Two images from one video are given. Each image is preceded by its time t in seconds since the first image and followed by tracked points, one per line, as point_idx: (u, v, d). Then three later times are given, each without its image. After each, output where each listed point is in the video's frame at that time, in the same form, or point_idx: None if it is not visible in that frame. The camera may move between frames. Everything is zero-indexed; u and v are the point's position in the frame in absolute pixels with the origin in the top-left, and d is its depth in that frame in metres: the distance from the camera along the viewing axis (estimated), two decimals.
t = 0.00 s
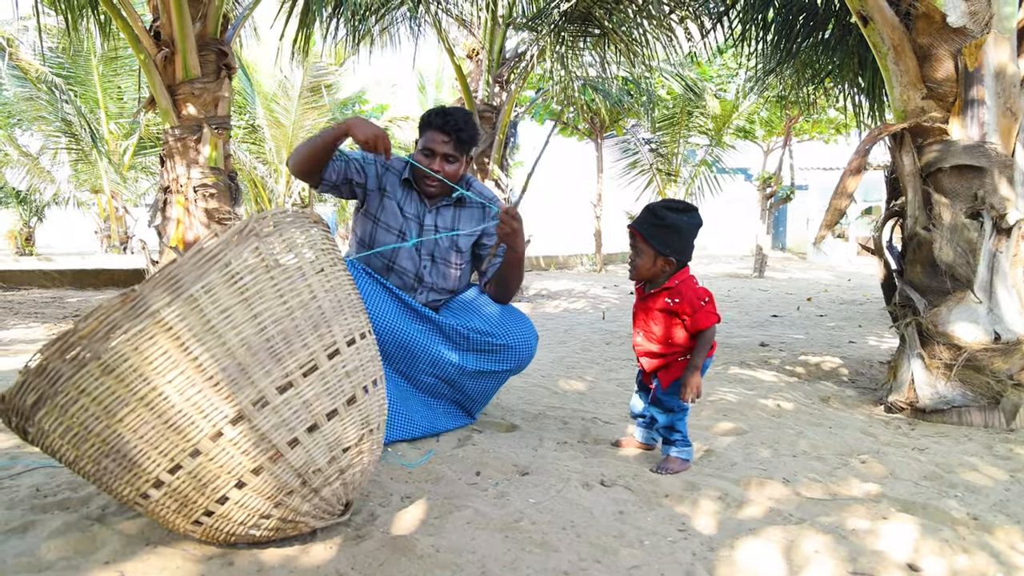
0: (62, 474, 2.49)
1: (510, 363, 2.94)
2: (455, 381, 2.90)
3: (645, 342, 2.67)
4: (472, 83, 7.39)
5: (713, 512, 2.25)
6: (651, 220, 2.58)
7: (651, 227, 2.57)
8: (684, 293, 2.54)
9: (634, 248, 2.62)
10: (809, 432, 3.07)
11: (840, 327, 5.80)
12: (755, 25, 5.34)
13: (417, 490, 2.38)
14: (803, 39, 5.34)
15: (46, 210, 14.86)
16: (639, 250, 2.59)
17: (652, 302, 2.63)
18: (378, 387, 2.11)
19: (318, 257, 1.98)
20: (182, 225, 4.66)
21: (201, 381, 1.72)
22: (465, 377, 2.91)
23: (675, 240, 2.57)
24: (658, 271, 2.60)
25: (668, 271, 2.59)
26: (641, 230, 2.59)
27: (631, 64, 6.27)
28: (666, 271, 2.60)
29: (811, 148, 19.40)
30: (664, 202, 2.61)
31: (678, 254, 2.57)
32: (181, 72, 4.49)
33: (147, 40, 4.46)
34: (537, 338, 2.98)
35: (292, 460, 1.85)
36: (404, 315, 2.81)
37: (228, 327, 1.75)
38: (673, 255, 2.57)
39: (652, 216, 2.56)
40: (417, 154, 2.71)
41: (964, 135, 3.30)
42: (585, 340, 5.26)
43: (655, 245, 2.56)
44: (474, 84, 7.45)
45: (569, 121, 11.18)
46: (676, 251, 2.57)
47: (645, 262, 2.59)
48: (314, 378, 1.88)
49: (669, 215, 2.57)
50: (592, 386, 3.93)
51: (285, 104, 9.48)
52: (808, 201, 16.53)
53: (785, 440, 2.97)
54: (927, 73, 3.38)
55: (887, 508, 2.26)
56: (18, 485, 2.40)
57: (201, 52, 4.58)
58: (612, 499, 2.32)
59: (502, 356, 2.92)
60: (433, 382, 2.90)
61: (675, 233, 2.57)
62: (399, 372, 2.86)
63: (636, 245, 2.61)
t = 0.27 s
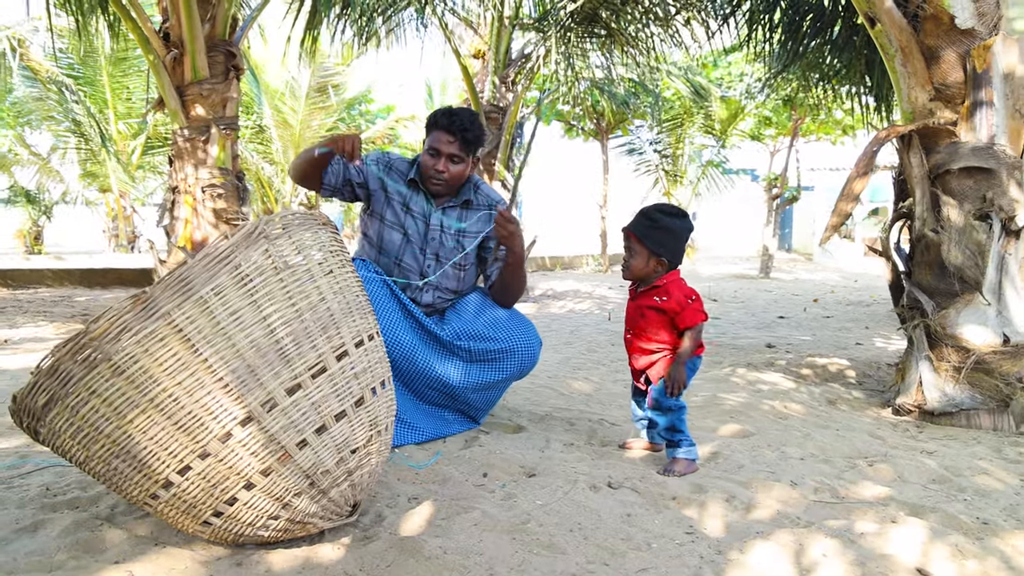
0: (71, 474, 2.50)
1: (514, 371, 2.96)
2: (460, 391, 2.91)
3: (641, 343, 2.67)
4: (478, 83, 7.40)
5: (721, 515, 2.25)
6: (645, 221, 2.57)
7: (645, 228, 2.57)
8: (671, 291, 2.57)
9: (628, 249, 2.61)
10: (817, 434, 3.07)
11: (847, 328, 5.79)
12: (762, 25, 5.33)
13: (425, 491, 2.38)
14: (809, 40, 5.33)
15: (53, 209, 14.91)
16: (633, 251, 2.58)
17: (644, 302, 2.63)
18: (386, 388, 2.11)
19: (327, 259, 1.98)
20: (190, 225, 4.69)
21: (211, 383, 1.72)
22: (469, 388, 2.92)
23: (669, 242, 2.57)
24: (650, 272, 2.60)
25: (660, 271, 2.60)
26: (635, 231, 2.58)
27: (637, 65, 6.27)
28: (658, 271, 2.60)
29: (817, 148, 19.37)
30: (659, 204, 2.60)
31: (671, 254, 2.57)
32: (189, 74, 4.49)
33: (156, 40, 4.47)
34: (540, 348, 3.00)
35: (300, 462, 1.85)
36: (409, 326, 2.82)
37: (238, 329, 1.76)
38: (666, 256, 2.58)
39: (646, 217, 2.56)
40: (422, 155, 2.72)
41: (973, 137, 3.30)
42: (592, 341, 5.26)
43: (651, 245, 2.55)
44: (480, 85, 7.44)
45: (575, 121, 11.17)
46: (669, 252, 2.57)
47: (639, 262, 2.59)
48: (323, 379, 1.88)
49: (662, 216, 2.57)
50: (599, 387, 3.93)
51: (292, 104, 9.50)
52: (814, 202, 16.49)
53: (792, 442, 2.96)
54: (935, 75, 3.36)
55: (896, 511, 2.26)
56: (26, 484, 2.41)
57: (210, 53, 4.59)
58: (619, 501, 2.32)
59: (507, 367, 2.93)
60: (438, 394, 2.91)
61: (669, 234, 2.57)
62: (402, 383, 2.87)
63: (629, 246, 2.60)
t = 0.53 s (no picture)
0: (78, 471, 2.51)
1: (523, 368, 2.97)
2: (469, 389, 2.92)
3: (643, 340, 2.65)
4: (485, 83, 7.39)
5: (728, 517, 2.25)
6: (651, 221, 2.59)
7: (651, 227, 2.59)
8: (666, 284, 2.56)
9: (632, 249, 2.62)
10: (823, 437, 3.06)
11: (854, 330, 5.78)
12: (770, 27, 5.32)
13: (431, 491, 2.38)
14: (818, 41, 5.32)
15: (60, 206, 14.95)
16: (639, 249, 2.59)
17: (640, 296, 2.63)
18: (394, 388, 2.12)
19: (336, 258, 1.99)
20: (197, 224, 4.67)
21: (220, 382, 1.73)
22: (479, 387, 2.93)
23: (673, 242, 2.60)
24: (653, 270, 2.61)
25: (662, 271, 2.61)
26: (640, 230, 2.60)
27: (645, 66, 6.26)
28: (660, 270, 2.61)
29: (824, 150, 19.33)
30: (663, 206, 2.64)
31: (674, 254, 2.60)
32: (198, 71, 4.51)
33: (165, 38, 4.49)
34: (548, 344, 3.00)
35: (308, 461, 1.86)
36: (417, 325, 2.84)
37: (247, 328, 1.76)
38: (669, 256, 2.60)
39: (653, 217, 2.58)
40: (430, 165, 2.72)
41: (982, 141, 3.29)
42: (598, 342, 5.26)
43: (656, 244, 2.57)
44: (487, 85, 7.44)
45: (582, 121, 11.16)
46: (672, 252, 2.60)
47: (643, 261, 2.60)
48: (331, 379, 1.88)
49: (668, 217, 2.60)
50: (605, 388, 3.93)
51: (300, 102, 9.52)
52: (821, 203, 16.46)
53: (798, 444, 2.96)
54: (944, 78, 3.38)
55: (902, 515, 2.26)
56: (34, 481, 2.42)
57: (218, 51, 4.61)
58: (625, 503, 2.32)
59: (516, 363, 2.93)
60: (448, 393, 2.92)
61: (673, 234, 2.60)
62: (410, 381, 2.89)
63: (634, 245, 2.61)
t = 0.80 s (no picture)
0: (84, 478, 2.53)
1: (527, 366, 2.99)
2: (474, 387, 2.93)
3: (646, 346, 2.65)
4: (487, 83, 7.39)
5: (732, 516, 2.26)
6: (652, 224, 2.60)
7: (654, 231, 2.59)
8: (661, 292, 2.56)
9: (634, 252, 2.61)
10: (826, 434, 3.08)
11: (857, 327, 5.78)
12: (771, 24, 5.32)
13: (437, 494, 2.40)
14: (819, 39, 5.32)
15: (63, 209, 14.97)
16: (642, 254, 2.59)
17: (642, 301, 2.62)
18: (399, 393, 2.14)
19: (340, 265, 2.00)
20: (200, 226, 4.69)
21: (225, 390, 1.75)
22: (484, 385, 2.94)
23: (674, 245, 2.62)
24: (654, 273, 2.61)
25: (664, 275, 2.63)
26: (642, 234, 2.59)
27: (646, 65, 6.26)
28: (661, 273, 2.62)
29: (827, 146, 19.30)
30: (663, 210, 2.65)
31: (676, 258, 2.62)
32: (199, 73, 4.54)
33: (166, 41, 4.50)
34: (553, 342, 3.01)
35: (314, 468, 1.88)
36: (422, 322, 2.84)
37: (252, 336, 1.78)
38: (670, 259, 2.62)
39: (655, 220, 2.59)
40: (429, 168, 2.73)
41: (982, 138, 3.31)
42: (601, 341, 5.27)
43: (659, 248, 2.58)
44: (489, 85, 7.44)
45: (584, 120, 11.16)
46: (673, 255, 2.62)
47: (646, 265, 2.60)
48: (336, 386, 1.90)
49: (669, 220, 2.61)
50: (609, 387, 3.94)
51: (301, 104, 9.53)
52: (823, 200, 16.45)
53: (802, 442, 2.97)
54: (945, 76, 3.37)
55: (905, 512, 2.27)
56: (40, 488, 2.44)
57: (219, 53, 4.63)
58: (630, 503, 2.34)
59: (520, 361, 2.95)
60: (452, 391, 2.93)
61: (674, 238, 2.61)
62: (415, 379, 2.90)
63: (635, 249, 2.61)
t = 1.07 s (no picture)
0: (96, 502, 2.55)
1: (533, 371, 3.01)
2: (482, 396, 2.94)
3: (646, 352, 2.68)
4: (480, 85, 7.39)
5: (743, 510, 2.28)
6: (646, 228, 2.60)
7: (647, 236, 2.60)
8: (652, 295, 2.56)
9: (630, 258, 2.63)
10: (834, 424, 3.08)
11: (860, 313, 5.78)
12: (761, 15, 5.32)
13: (449, 502, 2.42)
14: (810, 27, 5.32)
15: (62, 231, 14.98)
16: (637, 260, 2.61)
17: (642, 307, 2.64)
18: (405, 404, 2.15)
19: (341, 280, 2.02)
20: (199, 243, 4.72)
21: (233, 411, 1.76)
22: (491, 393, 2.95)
23: (669, 248, 2.61)
24: (650, 277, 2.63)
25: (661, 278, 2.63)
26: (636, 239, 2.60)
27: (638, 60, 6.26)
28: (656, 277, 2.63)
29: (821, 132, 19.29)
30: (656, 212, 2.65)
31: (672, 260, 2.62)
32: (192, 90, 4.55)
33: (157, 60, 4.50)
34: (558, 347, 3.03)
35: (325, 484, 1.89)
36: (427, 335, 2.85)
37: (256, 356, 1.79)
38: (666, 263, 2.62)
39: (647, 224, 2.59)
40: (437, 185, 2.73)
41: (975, 121, 3.33)
42: (606, 339, 5.28)
43: (653, 253, 2.59)
44: (482, 87, 7.44)
45: (578, 118, 11.16)
46: (669, 258, 2.62)
47: (642, 270, 2.62)
48: (343, 402, 1.92)
49: (662, 223, 2.61)
50: (615, 386, 3.95)
51: (296, 115, 9.55)
52: (821, 186, 16.45)
53: (809, 433, 2.98)
54: (936, 62, 3.39)
55: (914, 499, 2.28)
56: (53, 515, 2.46)
57: (211, 68, 4.64)
58: (640, 503, 2.35)
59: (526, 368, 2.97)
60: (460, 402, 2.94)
61: (668, 241, 2.61)
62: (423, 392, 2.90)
63: (631, 255, 2.63)
